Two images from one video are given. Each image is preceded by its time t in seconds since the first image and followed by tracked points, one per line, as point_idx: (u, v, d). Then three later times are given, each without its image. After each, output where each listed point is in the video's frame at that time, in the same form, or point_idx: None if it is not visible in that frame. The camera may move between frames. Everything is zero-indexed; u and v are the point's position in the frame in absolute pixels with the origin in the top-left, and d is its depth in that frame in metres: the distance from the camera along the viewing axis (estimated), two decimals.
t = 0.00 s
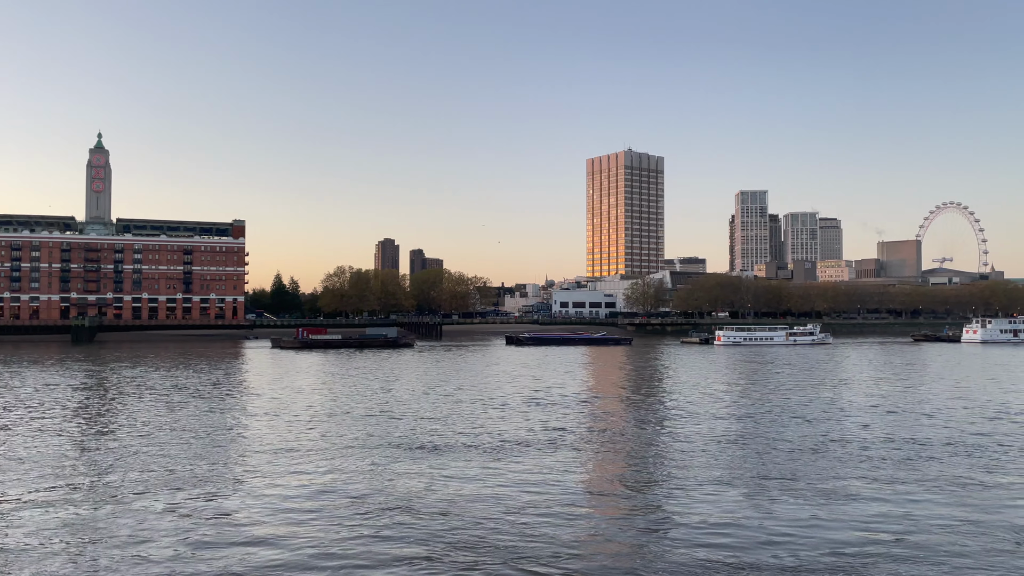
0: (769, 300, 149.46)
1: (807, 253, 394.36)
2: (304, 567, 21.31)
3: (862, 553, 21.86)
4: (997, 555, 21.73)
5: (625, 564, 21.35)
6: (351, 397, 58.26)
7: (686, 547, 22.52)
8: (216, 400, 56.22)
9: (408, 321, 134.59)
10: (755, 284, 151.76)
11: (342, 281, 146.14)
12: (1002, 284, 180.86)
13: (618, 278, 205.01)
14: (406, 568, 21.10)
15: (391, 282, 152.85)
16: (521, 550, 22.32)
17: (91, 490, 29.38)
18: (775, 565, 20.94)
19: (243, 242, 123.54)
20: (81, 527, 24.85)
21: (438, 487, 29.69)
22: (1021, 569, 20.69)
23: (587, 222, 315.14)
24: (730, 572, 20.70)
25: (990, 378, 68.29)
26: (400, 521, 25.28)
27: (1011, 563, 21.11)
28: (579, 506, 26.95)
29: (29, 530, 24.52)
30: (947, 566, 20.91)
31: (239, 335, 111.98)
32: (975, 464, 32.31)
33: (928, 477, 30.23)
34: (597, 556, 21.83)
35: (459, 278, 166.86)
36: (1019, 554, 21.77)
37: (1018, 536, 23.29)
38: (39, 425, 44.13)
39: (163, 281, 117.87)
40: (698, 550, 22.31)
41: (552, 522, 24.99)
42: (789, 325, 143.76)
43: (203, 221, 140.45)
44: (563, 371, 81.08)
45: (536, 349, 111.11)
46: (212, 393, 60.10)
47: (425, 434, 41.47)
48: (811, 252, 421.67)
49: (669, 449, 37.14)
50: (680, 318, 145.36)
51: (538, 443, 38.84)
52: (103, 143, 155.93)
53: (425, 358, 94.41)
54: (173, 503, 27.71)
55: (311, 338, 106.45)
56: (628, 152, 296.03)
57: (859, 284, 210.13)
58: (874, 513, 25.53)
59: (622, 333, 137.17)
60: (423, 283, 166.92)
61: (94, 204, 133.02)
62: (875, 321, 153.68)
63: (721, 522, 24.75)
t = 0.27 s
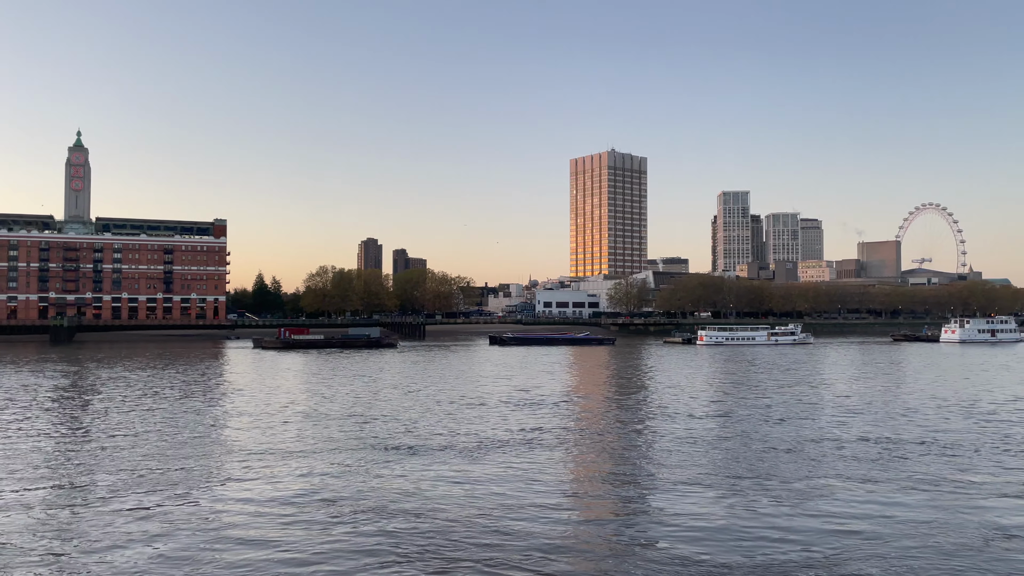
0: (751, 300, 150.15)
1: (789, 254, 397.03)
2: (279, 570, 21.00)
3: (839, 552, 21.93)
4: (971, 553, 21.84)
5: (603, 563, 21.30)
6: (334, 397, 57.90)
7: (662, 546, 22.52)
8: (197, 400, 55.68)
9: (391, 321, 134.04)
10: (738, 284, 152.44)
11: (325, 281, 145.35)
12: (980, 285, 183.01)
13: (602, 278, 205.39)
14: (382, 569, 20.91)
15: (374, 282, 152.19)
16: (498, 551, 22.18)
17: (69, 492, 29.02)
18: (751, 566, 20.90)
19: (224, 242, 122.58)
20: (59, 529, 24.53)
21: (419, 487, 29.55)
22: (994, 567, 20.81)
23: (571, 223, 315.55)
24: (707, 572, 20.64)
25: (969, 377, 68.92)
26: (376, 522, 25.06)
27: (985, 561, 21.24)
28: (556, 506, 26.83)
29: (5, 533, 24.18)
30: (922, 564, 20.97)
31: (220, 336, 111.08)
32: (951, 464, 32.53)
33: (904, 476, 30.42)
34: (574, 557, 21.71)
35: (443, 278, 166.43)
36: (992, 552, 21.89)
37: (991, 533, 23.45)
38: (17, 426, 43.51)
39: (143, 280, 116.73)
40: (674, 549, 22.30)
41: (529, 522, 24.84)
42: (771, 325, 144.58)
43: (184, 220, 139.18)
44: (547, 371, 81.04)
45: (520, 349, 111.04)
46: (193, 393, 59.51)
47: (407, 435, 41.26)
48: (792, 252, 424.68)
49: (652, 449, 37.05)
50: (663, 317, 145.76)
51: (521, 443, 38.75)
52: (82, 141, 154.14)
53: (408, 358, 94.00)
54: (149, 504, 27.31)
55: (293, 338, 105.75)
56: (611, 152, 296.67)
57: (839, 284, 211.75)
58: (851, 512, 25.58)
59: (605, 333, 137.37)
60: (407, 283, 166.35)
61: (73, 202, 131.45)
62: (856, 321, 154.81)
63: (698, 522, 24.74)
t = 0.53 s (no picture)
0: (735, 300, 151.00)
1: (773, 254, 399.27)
2: (260, 570, 21.05)
3: (814, 551, 22.16)
4: (944, 551, 22.12)
5: (581, 563, 21.42)
6: (319, 397, 57.83)
7: (640, 546, 22.68)
8: (181, 401, 55.43)
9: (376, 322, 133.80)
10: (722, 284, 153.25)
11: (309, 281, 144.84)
12: (961, 285, 184.80)
13: (587, 278, 205.85)
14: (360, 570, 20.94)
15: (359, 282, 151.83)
16: (477, 553, 22.24)
17: (52, 493, 28.91)
18: (727, 565, 21.08)
19: (208, 241, 121.95)
20: (41, 531, 24.47)
21: (403, 487, 29.66)
22: (966, 565, 21.09)
23: (556, 223, 316.06)
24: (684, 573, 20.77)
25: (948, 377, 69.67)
26: (357, 523, 25.08)
27: (957, 559, 21.52)
28: (537, 507, 26.93)
29: None
30: (895, 563, 21.23)
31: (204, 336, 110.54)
32: (928, 463, 32.90)
33: (881, 475, 30.74)
34: (552, 557, 21.80)
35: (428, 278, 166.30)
36: (964, 550, 22.18)
37: (964, 532, 23.74)
38: None
39: (126, 280, 115.95)
40: (652, 549, 22.45)
41: (509, 523, 24.93)
42: (754, 326, 145.47)
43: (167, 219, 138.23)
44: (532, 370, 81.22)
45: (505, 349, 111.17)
46: (176, 394, 59.24)
47: (392, 435, 41.34)
48: (776, 253, 427.47)
49: (636, 448, 37.25)
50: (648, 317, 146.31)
51: (505, 443, 38.93)
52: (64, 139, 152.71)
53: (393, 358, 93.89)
54: (130, 505, 27.20)
55: (277, 338, 105.40)
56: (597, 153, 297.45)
57: (823, 284, 213.29)
58: (828, 511, 25.84)
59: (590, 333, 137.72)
60: (392, 283, 166.06)
61: (55, 201, 130.18)
62: (838, 321, 155.99)
63: (677, 521, 24.93)
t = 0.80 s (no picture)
0: (723, 300, 151.70)
1: (760, 254, 401.20)
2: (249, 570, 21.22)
3: (791, 550, 22.47)
4: (919, 550, 22.45)
5: (560, 564, 21.61)
6: (307, 398, 57.83)
7: (620, 546, 22.92)
8: (168, 401, 55.34)
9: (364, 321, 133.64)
10: (710, 284, 153.90)
11: (297, 281, 144.55)
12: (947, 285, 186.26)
13: (576, 278, 206.29)
14: (342, 571, 21.07)
15: (348, 282, 151.54)
16: (459, 553, 22.41)
17: (40, 492, 28.97)
18: (705, 565, 21.34)
19: (196, 241, 121.60)
20: (30, 531, 24.53)
21: (391, 487, 29.84)
22: (940, 564, 21.42)
23: (545, 222, 316.30)
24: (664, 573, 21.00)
25: (933, 377, 70.28)
26: (340, 524, 25.20)
27: (931, 558, 21.86)
28: (520, 507, 27.13)
29: None
30: (870, 562, 21.55)
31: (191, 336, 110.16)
32: (908, 463, 33.29)
33: (861, 475, 31.12)
34: (533, 557, 21.99)
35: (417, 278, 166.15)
36: (939, 549, 22.52)
37: (940, 530, 24.14)
38: None
39: (112, 280, 115.42)
40: (633, 549, 22.67)
41: (492, 523, 25.10)
42: (742, 326, 146.25)
43: (154, 219, 137.38)
44: (520, 370, 81.49)
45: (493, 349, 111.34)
46: (163, 394, 59.07)
47: (381, 435, 41.48)
48: (763, 253, 429.80)
49: (622, 448, 37.54)
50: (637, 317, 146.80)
51: (493, 443, 39.17)
52: (50, 138, 151.70)
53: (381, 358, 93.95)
54: (114, 506, 27.24)
55: (265, 338, 105.16)
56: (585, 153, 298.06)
57: (810, 284, 214.56)
58: (808, 510, 26.22)
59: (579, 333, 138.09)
60: (380, 283, 165.91)
61: (40, 200, 129.37)
62: (825, 321, 156.92)
63: (658, 522, 25.16)
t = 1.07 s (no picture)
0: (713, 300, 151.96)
1: (751, 255, 402.37)
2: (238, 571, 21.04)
3: (774, 550, 22.35)
4: (901, 550, 22.38)
5: (542, 565, 21.42)
6: (297, 398, 57.52)
7: (603, 548, 22.75)
8: (157, 401, 54.94)
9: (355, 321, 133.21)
10: (701, 284, 154.13)
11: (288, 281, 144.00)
12: (935, 286, 187.09)
13: (567, 278, 206.35)
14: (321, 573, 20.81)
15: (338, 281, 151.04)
16: (439, 555, 22.21)
17: (27, 493, 28.67)
18: (687, 566, 21.19)
19: (185, 240, 121.02)
20: (17, 532, 24.27)
21: (382, 488, 29.67)
22: (922, 563, 21.34)
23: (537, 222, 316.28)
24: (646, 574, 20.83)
25: (923, 377, 70.44)
26: (322, 525, 24.95)
27: (913, 557, 21.77)
28: (511, 507, 27.01)
29: None
30: (853, 562, 21.44)
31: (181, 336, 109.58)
32: (894, 462, 33.26)
33: (853, 474, 31.14)
34: (516, 558, 21.85)
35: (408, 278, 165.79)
36: (921, 548, 22.46)
37: (931, 529, 24.17)
38: None
39: (101, 279, 114.68)
40: (615, 550, 22.51)
41: (475, 524, 24.90)
42: (732, 326, 146.56)
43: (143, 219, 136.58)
44: (511, 371, 81.30)
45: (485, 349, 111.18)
46: (153, 394, 58.64)
47: (372, 435, 41.26)
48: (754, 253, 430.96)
49: (611, 449, 37.45)
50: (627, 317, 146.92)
51: (485, 443, 39.01)
52: (39, 137, 150.67)
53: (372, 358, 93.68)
54: (102, 507, 26.99)
55: (256, 338, 104.65)
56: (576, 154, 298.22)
57: (800, 284, 215.26)
58: (799, 510, 26.22)
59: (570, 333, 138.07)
60: (371, 282, 165.51)
61: (28, 199, 128.45)
62: (815, 321, 157.36)
63: (642, 522, 25.02)
